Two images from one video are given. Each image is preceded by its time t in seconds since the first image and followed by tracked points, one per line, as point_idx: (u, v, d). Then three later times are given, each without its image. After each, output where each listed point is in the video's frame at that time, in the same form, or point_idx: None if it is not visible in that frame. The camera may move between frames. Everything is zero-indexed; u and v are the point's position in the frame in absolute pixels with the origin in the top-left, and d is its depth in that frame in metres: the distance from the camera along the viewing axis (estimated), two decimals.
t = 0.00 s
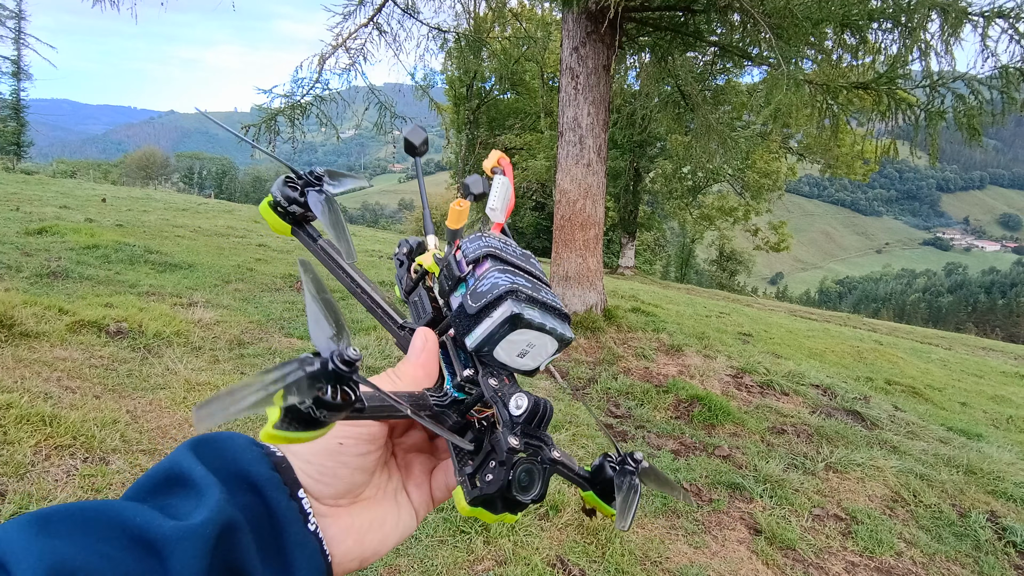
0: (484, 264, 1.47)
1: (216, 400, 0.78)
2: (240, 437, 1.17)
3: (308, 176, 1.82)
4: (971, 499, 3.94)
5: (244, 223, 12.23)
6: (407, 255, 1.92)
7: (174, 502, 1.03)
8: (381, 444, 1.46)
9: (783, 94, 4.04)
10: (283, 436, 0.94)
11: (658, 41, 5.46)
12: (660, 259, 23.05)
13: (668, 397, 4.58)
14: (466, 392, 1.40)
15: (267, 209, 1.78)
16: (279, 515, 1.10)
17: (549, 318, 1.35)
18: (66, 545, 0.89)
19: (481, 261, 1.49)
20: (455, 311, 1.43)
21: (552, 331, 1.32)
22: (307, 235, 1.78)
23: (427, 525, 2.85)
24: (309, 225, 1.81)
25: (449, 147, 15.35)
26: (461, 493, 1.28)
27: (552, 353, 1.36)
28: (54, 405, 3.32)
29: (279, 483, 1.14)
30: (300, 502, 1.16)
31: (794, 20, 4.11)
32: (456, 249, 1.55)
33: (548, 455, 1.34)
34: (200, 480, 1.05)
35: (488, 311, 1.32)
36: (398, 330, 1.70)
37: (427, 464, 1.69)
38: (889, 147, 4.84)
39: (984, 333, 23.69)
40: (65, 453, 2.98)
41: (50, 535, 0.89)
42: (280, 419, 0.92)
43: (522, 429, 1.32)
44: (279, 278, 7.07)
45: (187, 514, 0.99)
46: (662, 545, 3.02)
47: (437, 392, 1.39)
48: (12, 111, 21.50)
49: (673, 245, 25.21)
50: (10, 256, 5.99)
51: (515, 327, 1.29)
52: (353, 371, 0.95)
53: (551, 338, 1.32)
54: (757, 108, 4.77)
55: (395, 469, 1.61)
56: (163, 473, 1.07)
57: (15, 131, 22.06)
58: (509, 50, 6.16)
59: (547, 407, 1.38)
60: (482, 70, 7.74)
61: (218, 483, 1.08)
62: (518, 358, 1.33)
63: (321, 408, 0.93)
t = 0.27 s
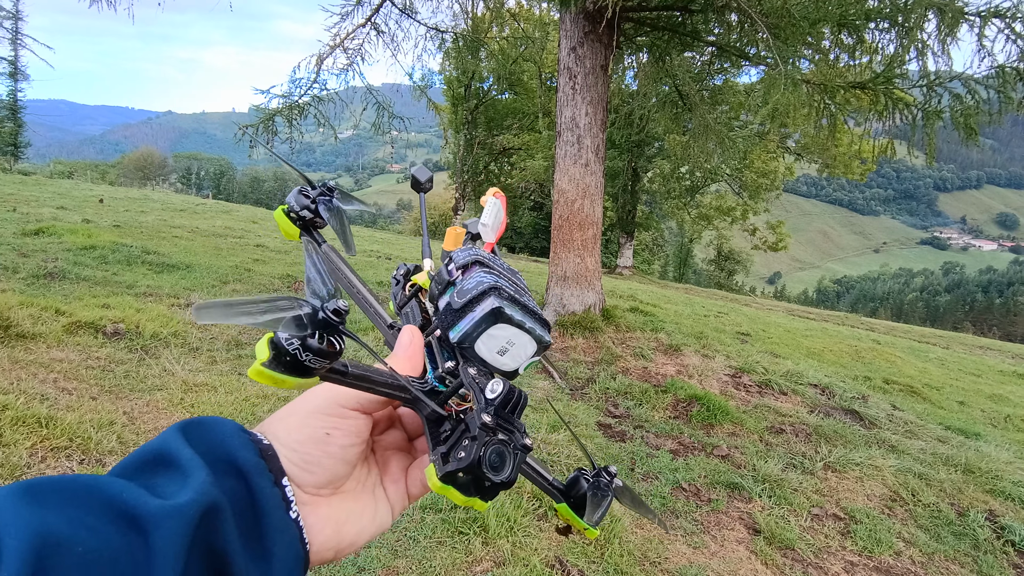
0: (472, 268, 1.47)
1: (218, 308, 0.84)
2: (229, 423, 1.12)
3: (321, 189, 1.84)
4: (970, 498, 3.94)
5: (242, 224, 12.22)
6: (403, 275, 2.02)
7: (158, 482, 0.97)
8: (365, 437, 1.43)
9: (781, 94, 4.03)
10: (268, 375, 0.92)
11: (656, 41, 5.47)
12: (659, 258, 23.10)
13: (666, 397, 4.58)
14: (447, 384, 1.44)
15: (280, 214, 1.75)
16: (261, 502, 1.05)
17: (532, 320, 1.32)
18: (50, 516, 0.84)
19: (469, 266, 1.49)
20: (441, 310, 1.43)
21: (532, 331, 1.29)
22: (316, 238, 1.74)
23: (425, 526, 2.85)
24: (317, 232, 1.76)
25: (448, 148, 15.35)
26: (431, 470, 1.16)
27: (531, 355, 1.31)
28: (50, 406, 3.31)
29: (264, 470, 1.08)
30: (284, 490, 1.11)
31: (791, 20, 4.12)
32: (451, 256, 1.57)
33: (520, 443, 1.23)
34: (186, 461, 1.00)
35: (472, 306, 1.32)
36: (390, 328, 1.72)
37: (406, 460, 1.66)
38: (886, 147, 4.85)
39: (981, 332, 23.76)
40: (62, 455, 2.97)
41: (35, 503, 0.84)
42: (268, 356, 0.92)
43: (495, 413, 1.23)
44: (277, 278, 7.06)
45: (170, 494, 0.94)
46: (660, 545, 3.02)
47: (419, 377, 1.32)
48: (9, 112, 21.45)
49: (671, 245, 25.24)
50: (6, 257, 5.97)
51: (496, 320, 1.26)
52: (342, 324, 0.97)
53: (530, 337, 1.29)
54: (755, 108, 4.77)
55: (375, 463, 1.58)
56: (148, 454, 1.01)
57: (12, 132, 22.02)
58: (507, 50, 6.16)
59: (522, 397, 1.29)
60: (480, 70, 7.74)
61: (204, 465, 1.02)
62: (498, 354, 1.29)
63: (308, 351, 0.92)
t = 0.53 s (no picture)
0: (477, 247, 1.47)
1: (214, 296, 0.84)
2: (238, 427, 1.12)
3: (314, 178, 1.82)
4: (965, 495, 3.96)
5: (237, 223, 12.17)
6: (406, 263, 2.00)
7: (169, 493, 0.97)
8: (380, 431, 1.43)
9: (777, 92, 4.04)
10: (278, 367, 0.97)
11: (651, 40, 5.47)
12: (655, 257, 23.13)
13: (663, 396, 4.58)
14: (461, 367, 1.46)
15: (274, 208, 1.75)
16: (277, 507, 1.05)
17: (545, 294, 1.30)
18: (53, 535, 0.84)
19: (474, 246, 1.48)
20: (450, 294, 1.43)
21: (545, 306, 1.28)
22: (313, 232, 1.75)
23: (423, 525, 2.84)
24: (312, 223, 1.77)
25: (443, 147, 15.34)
26: (455, 456, 1.23)
27: (547, 331, 1.31)
28: (44, 407, 3.29)
29: (278, 473, 1.08)
30: (301, 492, 1.11)
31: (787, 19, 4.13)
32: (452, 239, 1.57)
33: (544, 422, 1.30)
34: (196, 469, 0.99)
35: (480, 286, 1.30)
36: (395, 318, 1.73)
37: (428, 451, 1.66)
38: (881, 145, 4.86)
39: (976, 330, 23.87)
40: (56, 456, 2.95)
41: (37, 525, 0.84)
42: (274, 350, 0.96)
43: (517, 390, 1.28)
44: (273, 278, 7.03)
45: (180, 505, 0.94)
46: (658, 543, 3.02)
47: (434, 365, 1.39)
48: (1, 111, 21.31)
49: (667, 244, 25.28)
50: None
51: (508, 297, 1.25)
52: (348, 310, 0.99)
53: (544, 312, 1.28)
54: (751, 106, 4.77)
55: (396, 457, 1.57)
56: (158, 465, 1.01)
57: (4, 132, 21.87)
58: (503, 49, 6.15)
59: (541, 372, 1.35)
60: (476, 70, 7.73)
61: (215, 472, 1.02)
62: (512, 333, 1.28)
63: (314, 341, 0.96)
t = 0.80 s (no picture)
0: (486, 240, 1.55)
1: (223, 283, 0.89)
2: (245, 425, 1.14)
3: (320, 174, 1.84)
4: (958, 493, 3.98)
5: (231, 222, 12.09)
6: (414, 261, 2.14)
7: (173, 492, 0.97)
8: (392, 430, 1.46)
9: (772, 92, 4.05)
10: (290, 359, 1.04)
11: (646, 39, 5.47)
12: (650, 257, 23.15)
13: (658, 395, 4.59)
14: (473, 362, 1.51)
15: (281, 206, 1.78)
16: (285, 505, 1.07)
17: (556, 286, 1.40)
18: (52, 537, 0.81)
19: (483, 239, 1.57)
20: (462, 287, 1.53)
21: (557, 298, 1.37)
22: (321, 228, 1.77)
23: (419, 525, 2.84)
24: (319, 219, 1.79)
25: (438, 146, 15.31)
26: (471, 452, 1.26)
27: (559, 322, 1.40)
28: (36, 407, 3.26)
29: (287, 472, 1.10)
30: (309, 491, 1.13)
31: (781, 18, 4.14)
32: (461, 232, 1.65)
33: (562, 415, 1.31)
34: (201, 468, 1.00)
35: (494, 278, 1.40)
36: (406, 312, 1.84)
37: (437, 450, 1.69)
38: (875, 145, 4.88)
39: (968, 329, 24.01)
40: (48, 457, 2.93)
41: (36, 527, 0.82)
42: (287, 342, 1.03)
43: (530, 383, 1.33)
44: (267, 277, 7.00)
45: (186, 503, 0.94)
46: (654, 542, 3.02)
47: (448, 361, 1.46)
48: None
49: (662, 243, 25.31)
50: None
51: (519, 290, 1.34)
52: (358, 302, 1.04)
53: (557, 304, 1.37)
54: (745, 106, 4.79)
55: (405, 456, 1.60)
56: (163, 462, 1.01)
57: None
58: (498, 48, 6.15)
59: (556, 365, 1.38)
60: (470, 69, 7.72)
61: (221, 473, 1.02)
62: (524, 324, 1.38)
63: (325, 332, 1.01)
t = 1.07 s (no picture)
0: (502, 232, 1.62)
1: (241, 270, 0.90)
2: (260, 416, 1.14)
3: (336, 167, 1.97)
4: (953, 491, 4.01)
5: (226, 221, 12.04)
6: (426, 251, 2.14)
7: (188, 483, 0.97)
8: (405, 423, 1.45)
9: (767, 91, 4.06)
10: (308, 349, 1.04)
11: (642, 38, 5.48)
12: (645, 256, 23.19)
13: (655, 393, 4.60)
14: (486, 353, 1.55)
15: (296, 194, 1.90)
16: (298, 498, 1.06)
17: (572, 280, 1.42)
18: (67, 526, 0.83)
19: (498, 230, 1.63)
20: (478, 278, 1.56)
21: (573, 291, 1.39)
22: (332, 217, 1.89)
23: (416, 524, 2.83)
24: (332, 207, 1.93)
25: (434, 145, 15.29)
26: (485, 444, 1.29)
27: (574, 317, 1.42)
28: (30, 408, 3.24)
29: (300, 465, 1.09)
30: (322, 484, 1.12)
31: (777, 17, 4.14)
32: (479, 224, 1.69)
33: (575, 409, 1.34)
34: (215, 458, 0.99)
35: (509, 269, 1.43)
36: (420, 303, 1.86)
37: (449, 444, 1.69)
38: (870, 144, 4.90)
39: (961, 327, 24.15)
40: (43, 458, 2.91)
41: (54, 516, 0.83)
42: (304, 331, 1.03)
43: (546, 376, 1.36)
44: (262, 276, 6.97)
45: (199, 495, 0.94)
46: (651, 540, 3.03)
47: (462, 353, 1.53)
48: None
49: (657, 242, 25.36)
50: None
51: (535, 282, 1.37)
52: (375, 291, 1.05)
53: (572, 298, 1.39)
54: (741, 105, 4.80)
55: (418, 450, 1.60)
56: (178, 452, 1.01)
57: None
58: (494, 47, 6.15)
59: (571, 360, 1.42)
60: (466, 67, 7.72)
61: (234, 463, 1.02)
62: (538, 317, 1.40)
63: (342, 321, 1.02)
